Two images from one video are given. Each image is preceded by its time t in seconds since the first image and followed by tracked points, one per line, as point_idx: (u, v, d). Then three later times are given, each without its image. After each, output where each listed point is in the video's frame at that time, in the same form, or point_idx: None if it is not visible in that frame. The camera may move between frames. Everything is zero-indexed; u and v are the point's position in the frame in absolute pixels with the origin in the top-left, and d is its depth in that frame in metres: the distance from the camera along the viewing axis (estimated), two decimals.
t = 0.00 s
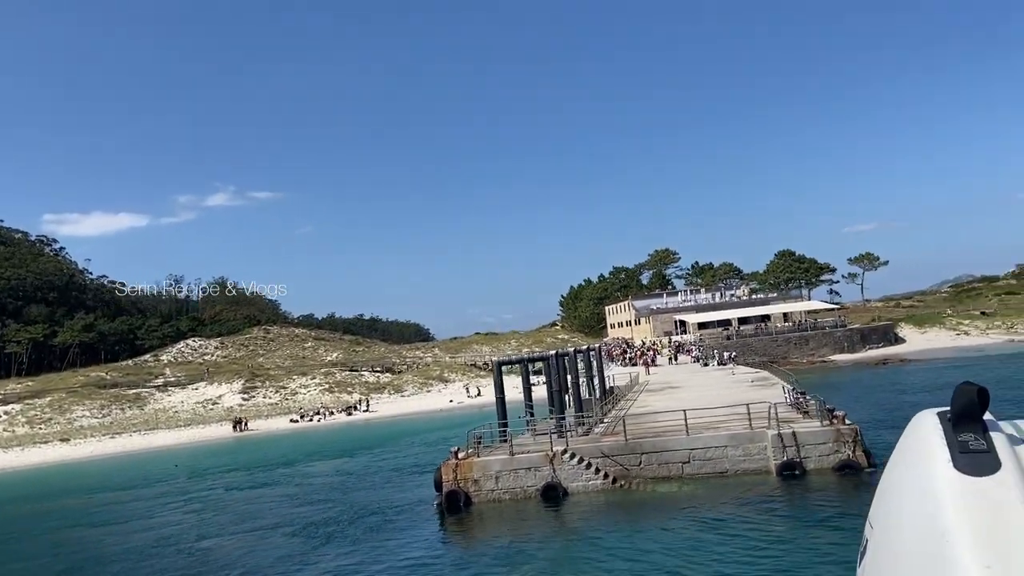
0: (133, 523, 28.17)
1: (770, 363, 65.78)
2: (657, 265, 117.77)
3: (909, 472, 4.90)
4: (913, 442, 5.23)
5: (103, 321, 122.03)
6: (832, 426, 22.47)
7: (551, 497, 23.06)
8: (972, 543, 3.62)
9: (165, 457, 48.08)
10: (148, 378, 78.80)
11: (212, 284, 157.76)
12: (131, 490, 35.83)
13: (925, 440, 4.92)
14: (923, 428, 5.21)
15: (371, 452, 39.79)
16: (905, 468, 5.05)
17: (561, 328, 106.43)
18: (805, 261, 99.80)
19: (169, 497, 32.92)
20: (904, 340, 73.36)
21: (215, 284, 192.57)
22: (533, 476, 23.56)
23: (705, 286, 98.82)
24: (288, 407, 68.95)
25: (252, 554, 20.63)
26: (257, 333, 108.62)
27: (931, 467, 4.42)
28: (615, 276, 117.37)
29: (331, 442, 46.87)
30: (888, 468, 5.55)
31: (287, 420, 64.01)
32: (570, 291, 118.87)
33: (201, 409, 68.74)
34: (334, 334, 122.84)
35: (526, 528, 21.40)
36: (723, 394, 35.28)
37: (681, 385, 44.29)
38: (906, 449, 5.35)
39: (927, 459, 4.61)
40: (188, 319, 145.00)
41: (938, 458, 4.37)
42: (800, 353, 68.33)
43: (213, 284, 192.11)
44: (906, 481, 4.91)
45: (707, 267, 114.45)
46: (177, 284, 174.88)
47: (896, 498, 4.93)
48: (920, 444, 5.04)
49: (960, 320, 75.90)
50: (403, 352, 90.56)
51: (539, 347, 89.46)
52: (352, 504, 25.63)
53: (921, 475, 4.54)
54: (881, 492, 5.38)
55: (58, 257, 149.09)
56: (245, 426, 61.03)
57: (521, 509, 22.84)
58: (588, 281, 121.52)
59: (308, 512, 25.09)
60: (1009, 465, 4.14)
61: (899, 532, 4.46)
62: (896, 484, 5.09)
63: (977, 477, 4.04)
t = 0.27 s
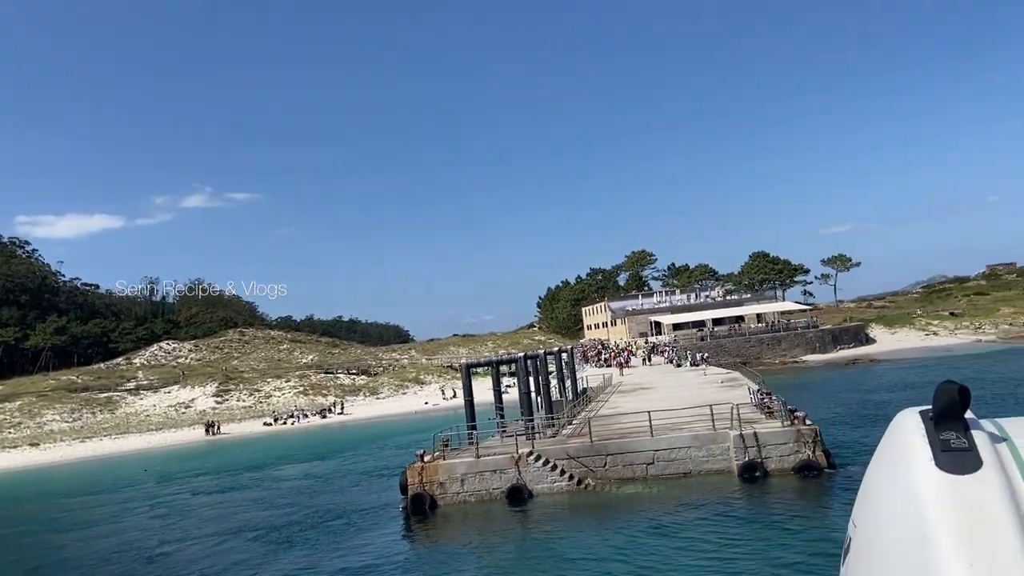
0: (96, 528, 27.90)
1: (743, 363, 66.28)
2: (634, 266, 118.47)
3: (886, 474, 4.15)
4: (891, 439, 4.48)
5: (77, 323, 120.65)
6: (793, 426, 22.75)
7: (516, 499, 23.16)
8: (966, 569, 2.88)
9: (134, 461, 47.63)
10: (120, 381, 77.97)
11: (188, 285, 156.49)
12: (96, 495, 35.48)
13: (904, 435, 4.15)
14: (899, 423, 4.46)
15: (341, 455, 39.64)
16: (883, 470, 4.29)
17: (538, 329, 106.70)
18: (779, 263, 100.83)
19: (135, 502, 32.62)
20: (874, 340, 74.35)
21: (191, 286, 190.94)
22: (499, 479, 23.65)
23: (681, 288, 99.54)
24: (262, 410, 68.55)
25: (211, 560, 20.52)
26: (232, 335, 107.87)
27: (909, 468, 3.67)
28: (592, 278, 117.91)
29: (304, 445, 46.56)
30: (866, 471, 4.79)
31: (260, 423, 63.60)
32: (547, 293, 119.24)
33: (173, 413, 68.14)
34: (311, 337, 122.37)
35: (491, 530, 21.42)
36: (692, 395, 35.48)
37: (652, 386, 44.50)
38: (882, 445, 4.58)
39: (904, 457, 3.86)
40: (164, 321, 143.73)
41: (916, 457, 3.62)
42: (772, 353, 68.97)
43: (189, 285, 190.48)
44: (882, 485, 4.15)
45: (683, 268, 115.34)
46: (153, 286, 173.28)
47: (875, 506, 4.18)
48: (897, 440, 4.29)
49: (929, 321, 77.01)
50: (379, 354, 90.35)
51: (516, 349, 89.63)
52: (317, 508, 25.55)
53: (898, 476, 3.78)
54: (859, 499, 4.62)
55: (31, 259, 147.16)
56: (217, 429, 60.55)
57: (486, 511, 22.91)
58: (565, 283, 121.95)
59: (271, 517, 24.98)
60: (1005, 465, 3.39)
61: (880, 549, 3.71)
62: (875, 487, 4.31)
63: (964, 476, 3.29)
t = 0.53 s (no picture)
0: (59, 534, 27.54)
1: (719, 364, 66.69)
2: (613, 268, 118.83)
3: (867, 475, 3.93)
4: (871, 435, 4.26)
5: (50, 326, 119.08)
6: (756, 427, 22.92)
7: (483, 501, 23.16)
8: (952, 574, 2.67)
9: (104, 466, 47.05)
10: (93, 385, 77.00)
11: (165, 288, 154.98)
12: (63, 501, 35.01)
13: (884, 433, 3.94)
14: (883, 419, 4.24)
15: (312, 459, 39.40)
16: (866, 468, 4.05)
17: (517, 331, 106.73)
18: (756, 264, 101.60)
19: (101, 507, 32.22)
20: (848, 341, 75.13)
21: (169, 288, 189.02)
22: (465, 482, 23.65)
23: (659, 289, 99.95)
24: (237, 413, 68.03)
25: (172, 566, 20.34)
26: (209, 338, 106.92)
27: (892, 470, 3.43)
28: (571, 279, 118.14)
29: (277, 449, 46.24)
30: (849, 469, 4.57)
31: (235, 427, 63.10)
32: (526, 294, 119.32)
33: (147, 416, 67.44)
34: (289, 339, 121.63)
35: (457, 532, 21.38)
36: (663, 397, 35.62)
37: (626, 388, 44.64)
38: (866, 442, 4.34)
39: (887, 456, 3.63)
40: (140, 323, 142.27)
41: (899, 458, 3.38)
42: (748, 354, 69.43)
43: (167, 287, 188.58)
44: (868, 486, 3.91)
45: (662, 270, 115.89)
46: (130, 288, 171.42)
47: (857, 505, 3.96)
48: (879, 436, 4.07)
49: (901, 321, 77.93)
50: (357, 357, 89.97)
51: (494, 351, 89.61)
52: (283, 512, 25.39)
53: (881, 476, 3.57)
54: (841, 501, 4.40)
55: (3, 261, 145.08)
56: (191, 433, 59.98)
57: (453, 514, 22.88)
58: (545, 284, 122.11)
59: (236, 522, 24.79)
60: (990, 464, 3.16)
61: (865, 555, 3.48)
62: (860, 485, 4.07)
63: (943, 476, 3.08)
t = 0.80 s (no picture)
0: (24, 540, 27.13)
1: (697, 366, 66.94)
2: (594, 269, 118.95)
3: (853, 474, 3.89)
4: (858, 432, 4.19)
5: (25, 329, 117.38)
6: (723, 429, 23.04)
7: (451, 505, 23.05)
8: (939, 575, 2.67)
9: (75, 471, 46.42)
10: (67, 389, 75.96)
11: (143, 290, 153.24)
12: (31, 506, 34.51)
13: (869, 430, 3.89)
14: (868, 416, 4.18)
15: (286, 463, 39.14)
16: (852, 467, 4.01)
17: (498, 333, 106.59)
18: (735, 265, 102.17)
19: (68, 513, 31.78)
20: (826, 342, 75.71)
21: (148, 290, 187.05)
22: (434, 485, 23.54)
23: (639, 291, 100.16)
24: (214, 417, 67.42)
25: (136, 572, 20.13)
26: (187, 341, 105.87)
27: (879, 469, 3.40)
28: (552, 281, 118.18)
29: (252, 453, 45.88)
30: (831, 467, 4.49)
31: (211, 431, 62.50)
32: (508, 296, 119.20)
33: (122, 420, 66.67)
34: (269, 342, 120.72)
35: (425, 536, 21.26)
36: (638, 399, 35.69)
37: (603, 390, 44.70)
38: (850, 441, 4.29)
39: (874, 455, 3.58)
40: (118, 327, 140.65)
41: (886, 458, 3.35)
42: (726, 356, 69.73)
43: (145, 290, 186.58)
44: (855, 484, 3.86)
45: (642, 271, 116.21)
46: (108, 291, 169.32)
47: (843, 505, 3.91)
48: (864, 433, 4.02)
49: (877, 322, 78.68)
50: (336, 360, 89.49)
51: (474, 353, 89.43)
52: (251, 517, 25.20)
53: (870, 476, 3.53)
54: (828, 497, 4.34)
55: None
56: (166, 437, 59.33)
57: (421, 518, 22.76)
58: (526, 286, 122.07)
59: (203, 526, 24.57)
60: (976, 462, 3.16)
61: (849, 554, 3.47)
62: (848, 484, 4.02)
63: (928, 477, 3.08)
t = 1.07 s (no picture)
0: None
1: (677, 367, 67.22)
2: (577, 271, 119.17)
3: (841, 470, 3.82)
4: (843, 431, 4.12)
5: (4, 331, 116.07)
6: (692, 431, 23.17)
7: (421, 508, 23.02)
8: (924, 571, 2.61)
9: (49, 475, 45.95)
10: (45, 392, 75.17)
11: (124, 292, 151.95)
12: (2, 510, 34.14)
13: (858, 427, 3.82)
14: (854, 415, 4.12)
15: (261, 466, 38.95)
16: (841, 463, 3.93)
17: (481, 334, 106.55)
18: (717, 266, 102.70)
19: (39, 517, 31.45)
20: (805, 343, 76.32)
21: (130, 292, 185.50)
22: (404, 488, 23.51)
23: (621, 292, 100.47)
24: (193, 419, 66.97)
25: None
26: (168, 343, 105.12)
27: (867, 465, 3.33)
28: (535, 282, 118.32)
29: (228, 456, 45.62)
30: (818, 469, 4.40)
31: (190, 434, 62.11)
32: (491, 297, 119.21)
33: (100, 423, 66.08)
34: (251, 343, 120.08)
35: (394, 539, 21.24)
36: (614, 400, 35.78)
37: (582, 391, 44.80)
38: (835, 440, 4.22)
39: (863, 452, 3.51)
40: (99, 328, 139.42)
41: (873, 454, 3.29)
42: (706, 357, 70.04)
43: (127, 291, 185.05)
44: (842, 480, 3.79)
45: (625, 273, 116.59)
46: (89, 293, 167.70)
47: (832, 500, 3.84)
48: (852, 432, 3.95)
49: (856, 323, 79.36)
50: (317, 361, 89.14)
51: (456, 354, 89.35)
52: (222, 520, 25.08)
53: (858, 472, 3.46)
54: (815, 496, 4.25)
55: None
56: (144, 440, 58.85)
57: (391, 521, 22.73)
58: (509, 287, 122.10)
59: (173, 530, 24.43)
60: (964, 456, 3.11)
61: (837, 549, 3.40)
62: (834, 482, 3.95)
63: (917, 474, 3.01)
